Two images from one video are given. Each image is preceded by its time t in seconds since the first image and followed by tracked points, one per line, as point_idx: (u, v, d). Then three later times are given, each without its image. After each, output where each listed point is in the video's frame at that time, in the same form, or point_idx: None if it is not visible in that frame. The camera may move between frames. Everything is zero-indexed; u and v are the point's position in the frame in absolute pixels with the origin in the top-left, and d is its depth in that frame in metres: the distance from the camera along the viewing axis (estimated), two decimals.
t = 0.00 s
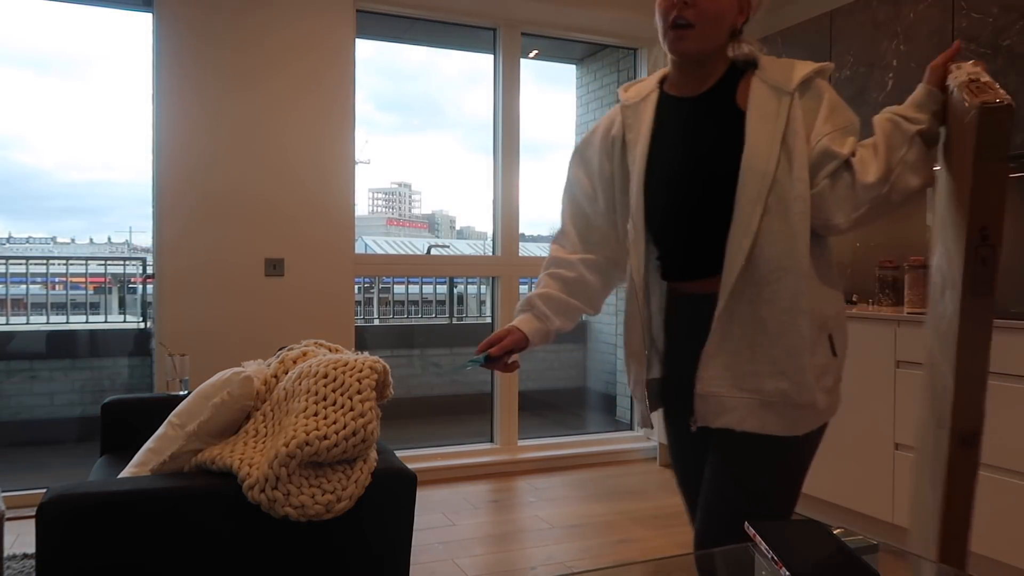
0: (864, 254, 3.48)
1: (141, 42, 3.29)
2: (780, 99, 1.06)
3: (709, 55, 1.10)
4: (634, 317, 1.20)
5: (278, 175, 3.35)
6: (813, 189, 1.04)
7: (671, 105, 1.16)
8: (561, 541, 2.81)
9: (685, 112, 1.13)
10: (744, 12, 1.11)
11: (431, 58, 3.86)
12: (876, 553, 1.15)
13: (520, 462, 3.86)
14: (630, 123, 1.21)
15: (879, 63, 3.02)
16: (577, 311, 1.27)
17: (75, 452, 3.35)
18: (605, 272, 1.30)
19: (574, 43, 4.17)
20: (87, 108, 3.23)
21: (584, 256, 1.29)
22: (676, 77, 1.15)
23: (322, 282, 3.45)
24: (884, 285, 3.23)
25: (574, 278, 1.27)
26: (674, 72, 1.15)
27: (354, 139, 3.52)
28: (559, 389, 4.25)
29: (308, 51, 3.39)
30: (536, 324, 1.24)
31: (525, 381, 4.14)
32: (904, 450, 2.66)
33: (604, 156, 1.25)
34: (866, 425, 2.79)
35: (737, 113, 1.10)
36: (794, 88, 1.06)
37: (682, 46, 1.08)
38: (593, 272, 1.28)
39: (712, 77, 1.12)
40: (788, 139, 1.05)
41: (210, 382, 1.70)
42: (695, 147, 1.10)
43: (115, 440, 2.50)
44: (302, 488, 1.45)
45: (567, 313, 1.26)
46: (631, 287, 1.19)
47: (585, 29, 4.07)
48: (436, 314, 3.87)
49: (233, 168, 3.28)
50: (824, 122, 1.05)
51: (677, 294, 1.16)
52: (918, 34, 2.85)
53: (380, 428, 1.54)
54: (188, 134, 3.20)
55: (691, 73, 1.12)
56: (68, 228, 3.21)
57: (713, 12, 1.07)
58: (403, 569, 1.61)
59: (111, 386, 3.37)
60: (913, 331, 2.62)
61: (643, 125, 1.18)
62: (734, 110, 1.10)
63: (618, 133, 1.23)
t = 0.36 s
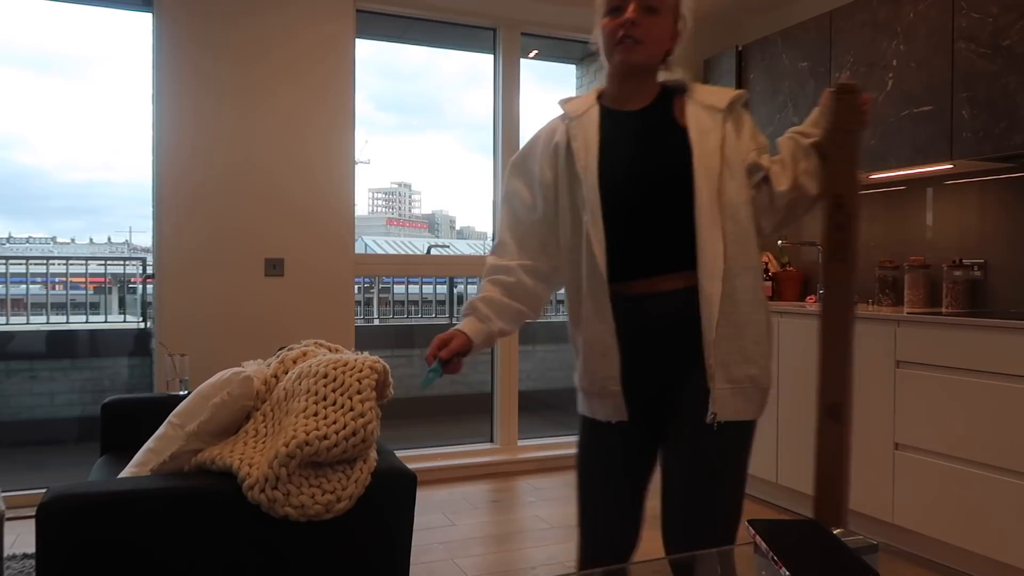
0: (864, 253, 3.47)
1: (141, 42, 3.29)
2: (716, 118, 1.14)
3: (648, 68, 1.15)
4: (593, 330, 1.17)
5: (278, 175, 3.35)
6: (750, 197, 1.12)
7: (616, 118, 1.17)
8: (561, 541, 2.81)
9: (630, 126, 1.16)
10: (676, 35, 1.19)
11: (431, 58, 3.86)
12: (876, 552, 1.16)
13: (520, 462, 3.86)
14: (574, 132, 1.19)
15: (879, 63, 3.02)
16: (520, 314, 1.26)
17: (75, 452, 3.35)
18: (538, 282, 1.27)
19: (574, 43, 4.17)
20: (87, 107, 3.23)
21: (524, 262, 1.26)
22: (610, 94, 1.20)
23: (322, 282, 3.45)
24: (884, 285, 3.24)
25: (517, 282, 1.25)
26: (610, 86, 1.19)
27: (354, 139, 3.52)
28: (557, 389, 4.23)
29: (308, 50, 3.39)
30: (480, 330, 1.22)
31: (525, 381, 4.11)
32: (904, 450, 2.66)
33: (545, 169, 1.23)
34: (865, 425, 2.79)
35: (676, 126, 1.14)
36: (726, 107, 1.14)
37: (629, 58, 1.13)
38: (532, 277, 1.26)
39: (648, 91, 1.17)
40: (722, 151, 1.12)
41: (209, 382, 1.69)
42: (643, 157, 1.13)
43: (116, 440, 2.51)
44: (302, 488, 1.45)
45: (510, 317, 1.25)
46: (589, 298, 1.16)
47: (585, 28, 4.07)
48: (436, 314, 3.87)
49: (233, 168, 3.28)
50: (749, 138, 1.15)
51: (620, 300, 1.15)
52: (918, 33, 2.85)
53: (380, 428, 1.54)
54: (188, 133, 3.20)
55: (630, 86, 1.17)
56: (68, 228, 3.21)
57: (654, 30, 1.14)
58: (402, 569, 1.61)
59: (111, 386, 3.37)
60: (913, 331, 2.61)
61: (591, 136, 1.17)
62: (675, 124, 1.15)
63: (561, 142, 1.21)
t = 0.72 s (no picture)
0: (864, 253, 3.47)
1: (142, 42, 3.29)
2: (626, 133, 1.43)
3: (569, 93, 1.42)
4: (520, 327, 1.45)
5: (278, 175, 3.35)
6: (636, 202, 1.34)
7: (546, 138, 1.46)
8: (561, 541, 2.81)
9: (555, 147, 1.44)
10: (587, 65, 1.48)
11: (432, 58, 3.86)
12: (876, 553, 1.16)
13: (520, 462, 3.86)
14: (511, 158, 1.49)
15: (879, 63, 3.02)
16: (500, 289, 1.46)
17: (75, 452, 3.35)
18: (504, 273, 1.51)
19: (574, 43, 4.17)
20: (87, 107, 3.23)
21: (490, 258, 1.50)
22: (541, 113, 1.47)
23: (322, 282, 3.45)
24: (884, 284, 3.23)
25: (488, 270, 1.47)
26: (540, 110, 1.46)
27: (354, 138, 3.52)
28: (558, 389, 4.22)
29: (308, 50, 3.39)
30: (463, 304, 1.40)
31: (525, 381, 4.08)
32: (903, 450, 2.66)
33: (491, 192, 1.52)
34: (865, 425, 2.79)
35: (594, 144, 1.42)
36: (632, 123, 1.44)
37: (552, 85, 1.39)
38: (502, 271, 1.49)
39: (571, 113, 1.45)
40: (620, 185, 1.34)
41: (209, 382, 1.69)
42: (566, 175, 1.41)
43: (116, 440, 2.50)
44: (302, 488, 1.45)
45: (490, 291, 1.45)
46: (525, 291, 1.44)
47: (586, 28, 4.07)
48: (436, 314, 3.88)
49: (233, 167, 3.28)
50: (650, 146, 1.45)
51: (543, 318, 1.42)
52: (918, 33, 2.85)
53: (380, 429, 1.54)
54: (188, 132, 3.20)
55: (556, 109, 1.44)
56: (68, 228, 3.21)
57: (571, 60, 1.41)
58: (402, 569, 1.61)
59: (111, 386, 3.37)
60: (913, 331, 2.61)
61: (526, 156, 1.47)
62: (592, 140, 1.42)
63: (503, 164, 1.50)
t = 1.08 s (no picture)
0: (864, 253, 3.47)
1: (142, 42, 3.29)
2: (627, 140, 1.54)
3: (576, 96, 1.50)
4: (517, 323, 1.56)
5: (278, 175, 3.35)
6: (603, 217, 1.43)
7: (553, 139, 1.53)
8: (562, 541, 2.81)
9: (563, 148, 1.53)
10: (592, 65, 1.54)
11: (432, 58, 3.86)
12: (875, 552, 1.18)
13: (520, 462, 3.86)
14: (518, 153, 1.56)
15: (879, 63, 3.02)
16: (493, 275, 1.63)
17: (74, 452, 3.35)
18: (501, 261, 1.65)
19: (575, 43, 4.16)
20: (87, 106, 3.23)
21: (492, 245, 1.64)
22: (550, 115, 1.54)
23: (321, 282, 3.44)
24: (884, 284, 3.23)
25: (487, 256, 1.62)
26: (549, 112, 1.53)
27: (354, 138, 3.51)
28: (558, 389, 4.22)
29: (307, 49, 3.39)
30: (456, 282, 1.56)
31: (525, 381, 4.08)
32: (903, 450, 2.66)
33: (496, 184, 1.62)
34: (864, 424, 2.79)
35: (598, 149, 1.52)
36: (635, 132, 1.54)
37: (561, 90, 1.46)
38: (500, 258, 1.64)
39: (579, 114, 1.53)
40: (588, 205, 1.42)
41: (209, 382, 1.69)
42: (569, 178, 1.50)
43: (116, 440, 2.51)
44: (302, 488, 1.45)
45: (483, 276, 1.61)
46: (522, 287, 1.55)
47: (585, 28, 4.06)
48: (436, 314, 3.91)
49: (232, 167, 3.28)
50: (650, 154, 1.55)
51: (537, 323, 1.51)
52: (918, 33, 2.85)
53: (380, 429, 1.54)
54: (188, 132, 3.21)
55: (564, 112, 1.52)
56: (68, 228, 3.21)
57: (577, 64, 1.47)
58: (403, 569, 1.61)
59: (111, 386, 3.37)
60: (913, 331, 2.61)
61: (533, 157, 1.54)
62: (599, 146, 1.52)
63: (509, 159, 1.58)
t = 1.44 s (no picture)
0: (864, 253, 3.47)
1: (142, 42, 3.29)
2: (668, 157, 1.58)
3: (622, 102, 1.56)
4: (556, 313, 1.61)
5: (277, 175, 3.35)
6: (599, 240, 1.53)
7: (595, 142, 1.62)
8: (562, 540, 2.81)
9: (604, 151, 1.62)
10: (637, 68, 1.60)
11: (432, 58, 3.86)
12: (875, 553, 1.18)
13: (520, 462, 3.86)
14: (563, 146, 1.64)
15: (878, 63, 3.02)
16: (527, 257, 1.64)
17: (75, 452, 3.34)
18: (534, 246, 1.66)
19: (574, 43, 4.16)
20: (87, 106, 3.23)
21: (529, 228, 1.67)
22: (595, 119, 1.60)
23: (321, 282, 3.44)
24: (884, 284, 3.23)
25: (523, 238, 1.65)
26: (595, 116, 1.60)
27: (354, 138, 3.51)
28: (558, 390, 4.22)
29: (306, 49, 3.38)
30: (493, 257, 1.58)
31: (525, 381, 4.07)
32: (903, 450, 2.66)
33: (533, 173, 1.67)
34: (864, 424, 2.79)
35: (636, 154, 1.61)
36: (675, 149, 1.58)
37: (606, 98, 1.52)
38: (537, 243, 1.66)
39: (625, 119, 1.60)
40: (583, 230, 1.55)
41: (209, 382, 1.69)
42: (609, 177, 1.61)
43: (116, 440, 2.50)
44: (302, 488, 1.45)
45: (518, 257, 1.63)
46: (557, 281, 1.61)
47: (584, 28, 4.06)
48: (436, 314, 3.88)
49: (232, 168, 3.28)
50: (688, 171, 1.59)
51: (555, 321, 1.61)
52: (918, 33, 2.85)
53: (380, 429, 1.54)
54: (187, 133, 3.21)
55: (610, 117, 1.59)
56: (68, 228, 3.21)
57: (623, 72, 1.53)
58: (403, 568, 1.61)
59: (111, 386, 3.37)
60: (913, 331, 2.60)
61: (575, 155, 1.62)
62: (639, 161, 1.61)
63: (550, 149, 1.65)
